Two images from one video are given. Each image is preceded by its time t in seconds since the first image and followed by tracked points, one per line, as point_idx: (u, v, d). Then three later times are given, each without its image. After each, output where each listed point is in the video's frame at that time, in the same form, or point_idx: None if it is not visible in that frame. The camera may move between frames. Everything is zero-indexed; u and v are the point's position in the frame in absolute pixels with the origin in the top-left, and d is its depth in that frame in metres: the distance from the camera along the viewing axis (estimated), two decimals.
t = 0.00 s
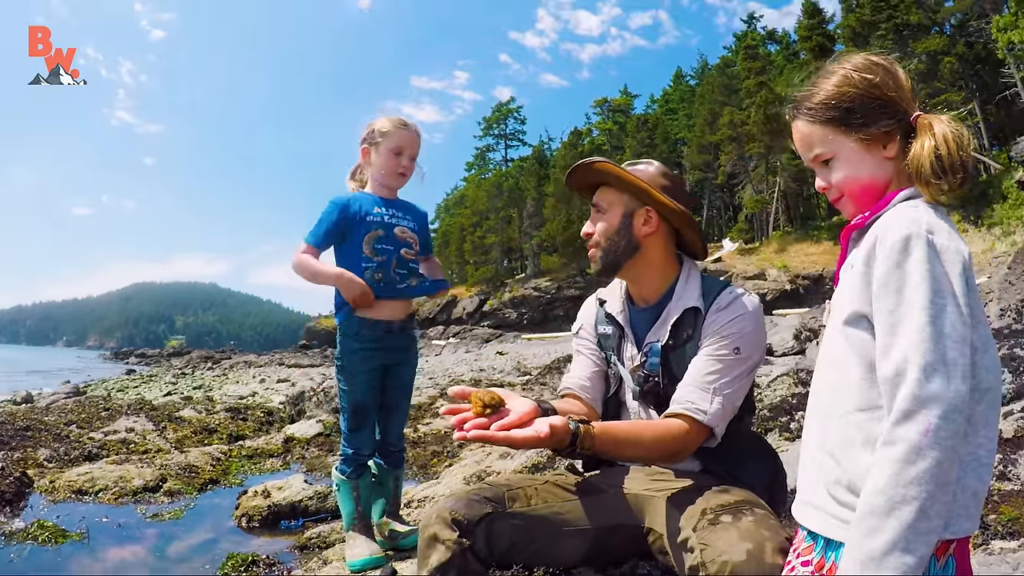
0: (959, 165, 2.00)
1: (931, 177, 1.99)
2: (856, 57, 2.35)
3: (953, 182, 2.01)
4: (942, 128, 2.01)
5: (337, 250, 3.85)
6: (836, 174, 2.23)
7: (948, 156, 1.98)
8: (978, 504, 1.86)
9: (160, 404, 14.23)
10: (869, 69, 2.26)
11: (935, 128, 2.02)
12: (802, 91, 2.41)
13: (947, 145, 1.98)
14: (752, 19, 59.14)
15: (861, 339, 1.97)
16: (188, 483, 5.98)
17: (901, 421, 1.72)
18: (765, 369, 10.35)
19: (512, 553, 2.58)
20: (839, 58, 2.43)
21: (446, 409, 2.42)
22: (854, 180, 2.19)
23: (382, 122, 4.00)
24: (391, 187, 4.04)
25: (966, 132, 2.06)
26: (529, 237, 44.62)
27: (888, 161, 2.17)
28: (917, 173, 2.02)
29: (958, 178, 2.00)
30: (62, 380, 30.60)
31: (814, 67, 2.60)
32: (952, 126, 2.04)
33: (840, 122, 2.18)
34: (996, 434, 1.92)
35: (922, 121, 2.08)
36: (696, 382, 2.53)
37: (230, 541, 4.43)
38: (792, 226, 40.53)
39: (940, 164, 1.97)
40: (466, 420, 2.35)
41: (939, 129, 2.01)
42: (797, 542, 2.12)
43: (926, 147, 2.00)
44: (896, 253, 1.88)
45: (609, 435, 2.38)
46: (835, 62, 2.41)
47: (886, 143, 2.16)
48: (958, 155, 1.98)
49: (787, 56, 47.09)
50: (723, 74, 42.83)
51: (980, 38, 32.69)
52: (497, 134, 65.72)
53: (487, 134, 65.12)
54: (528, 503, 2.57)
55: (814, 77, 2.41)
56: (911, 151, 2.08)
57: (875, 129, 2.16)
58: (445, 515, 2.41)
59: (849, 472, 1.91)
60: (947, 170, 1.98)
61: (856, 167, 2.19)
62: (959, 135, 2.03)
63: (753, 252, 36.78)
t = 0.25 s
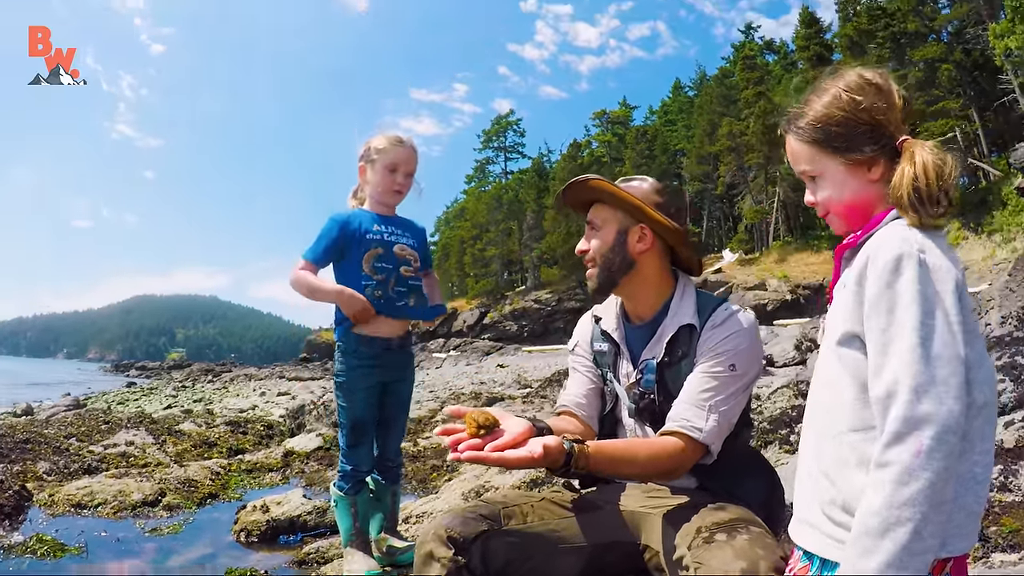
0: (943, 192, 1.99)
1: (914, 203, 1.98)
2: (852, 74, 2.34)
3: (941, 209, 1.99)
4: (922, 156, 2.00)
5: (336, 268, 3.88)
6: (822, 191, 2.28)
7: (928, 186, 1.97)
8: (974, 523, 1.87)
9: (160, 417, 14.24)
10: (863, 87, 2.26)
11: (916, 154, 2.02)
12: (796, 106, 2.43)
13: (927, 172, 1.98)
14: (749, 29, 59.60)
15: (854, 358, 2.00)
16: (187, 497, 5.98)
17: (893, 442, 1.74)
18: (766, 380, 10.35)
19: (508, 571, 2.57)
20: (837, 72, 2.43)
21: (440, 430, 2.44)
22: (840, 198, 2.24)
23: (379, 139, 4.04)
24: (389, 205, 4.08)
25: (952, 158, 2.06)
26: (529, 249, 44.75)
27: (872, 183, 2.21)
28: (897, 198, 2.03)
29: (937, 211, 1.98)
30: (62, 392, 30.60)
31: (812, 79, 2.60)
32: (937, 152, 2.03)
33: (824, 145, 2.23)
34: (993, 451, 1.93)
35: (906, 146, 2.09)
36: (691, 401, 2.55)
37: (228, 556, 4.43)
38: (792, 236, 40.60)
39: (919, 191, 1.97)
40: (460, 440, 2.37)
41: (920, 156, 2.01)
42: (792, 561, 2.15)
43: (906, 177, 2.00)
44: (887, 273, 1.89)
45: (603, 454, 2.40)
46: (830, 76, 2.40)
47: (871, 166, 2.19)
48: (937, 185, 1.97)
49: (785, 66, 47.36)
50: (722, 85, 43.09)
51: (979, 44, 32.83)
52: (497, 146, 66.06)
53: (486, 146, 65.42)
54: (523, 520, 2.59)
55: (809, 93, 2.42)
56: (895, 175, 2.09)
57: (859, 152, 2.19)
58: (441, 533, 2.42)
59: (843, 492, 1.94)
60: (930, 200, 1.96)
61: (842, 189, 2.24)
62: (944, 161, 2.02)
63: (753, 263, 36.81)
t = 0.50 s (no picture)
0: (927, 217, 1.99)
1: (898, 226, 1.99)
2: (848, 93, 2.34)
3: (927, 233, 1.99)
4: (907, 180, 2.00)
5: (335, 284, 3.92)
6: (812, 207, 2.33)
7: (910, 211, 1.98)
8: (964, 540, 1.88)
9: (160, 431, 14.26)
10: (857, 107, 2.27)
11: (901, 177, 2.03)
12: (792, 122, 2.46)
13: (910, 196, 1.99)
14: (748, 41, 60.06)
15: (842, 377, 2.02)
16: (186, 511, 5.99)
17: (878, 461, 1.77)
18: (766, 392, 10.37)
19: None
20: (835, 89, 2.44)
21: (433, 450, 2.46)
22: (828, 217, 2.29)
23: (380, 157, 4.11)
24: (387, 221, 4.13)
25: (939, 181, 2.05)
26: (529, 261, 44.86)
27: (861, 202, 2.24)
28: (881, 221, 2.04)
29: (919, 237, 1.98)
30: (62, 405, 30.59)
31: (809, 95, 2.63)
32: (923, 175, 2.03)
33: (816, 165, 2.27)
34: (982, 468, 1.94)
35: (894, 168, 2.09)
36: (685, 418, 2.57)
37: (226, 570, 4.44)
38: (792, 247, 40.70)
39: (901, 215, 1.98)
40: (454, 460, 2.40)
41: (905, 180, 2.01)
42: None
43: (890, 201, 2.01)
44: (873, 293, 1.93)
45: (596, 472, 2.42)
46: (826, 96, 2.41)
47: (859, 186, 2.22)
48: (920, 209, 1.97)
49: (783, 77, 47.65)
50: (721, 97, 43.37)
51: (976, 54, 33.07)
52: (497, 159, 66.39)
53: (486, 159, 65.75)
54: (517, 536, 2.60)
55: (804, 110, 2.45)
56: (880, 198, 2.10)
57: (846, 171, 2.22)
58: (436, 549, 2.43)
59: (831, 510, 1.96)
60: (912, 225, 1.97)
61: (832, 208, 2.27)
62: (929, 185, 2.03)
63: (753, 274, 36.84)
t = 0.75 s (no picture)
0: (913, 240, 2.02)
1: (883, 247, 2.02)
2: (845, 114, 2.35)
3: (913, 254, 2.01)
4: (891, 206, 2.03)
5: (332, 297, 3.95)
6: (803, 224, 2.36)
7: (894, 237, 1.99)
8: (953, 558, 1.90)
9: (158, 442, 14.24)
10: (851, 127, 2.30)
11: (888, 201, 2.05)
12: (786, 142, 2.50)
13: (895, 219, 2.01)
14: (746, 54, 60.50)
15: (829, 397, 2.05)
16: (182, 523, 5.99)
17: (865, 481, 1.79)
18: (763, 404, 10.37)
19: None
20: (831, 109, 2.47)
21: (425, 467, 2.46)
22: (819, 235, 2.32)
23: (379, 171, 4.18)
24: (385, 236, 4.19)
25: (926, 204, 2.08)
26: (529, 273, 44.92)
27: (852, 223, 2.26)
28: (867, 243, 2.06)
29: (906, 260, 2.00)
30: (60, 415, 30.50)
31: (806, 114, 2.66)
32: (910, 199, 2.04)
33: (807, 185, 2.31)
34: (970, 488, 1.96)
35: (883, 192, 2.11)
36: (678, 435, 2.59)
37: None
38: (792, 259, 40.78)
39: (887, 237, 2.00)
40: (446, 477, 2.42)
41: (890, 204, 2.03)
42: None
43: (874, 225, 2.03)
44: (860, 314, 1.95)
45: (589, 490, 2.44)
46: (823, 116, 2.43)
47: (848, 207, 2.25)
48: (903, 236, 1.99)
49: (782, 89, 47.93)
50: (719, 109, 43.61)
51: (974, 66, 33.26)
52: (496, 171, 66.69)
53: (486, 170, 66.02)
54: (511, 553, 2.60)
55: (801, 128, 2.48)
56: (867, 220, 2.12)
57: (836, 191, 2.25)
58: (428, 565, 2.43)
59: (819, 530, 1.97)
60: (898, 247, 1.99)
61: (821, 227, 2.31)
62: (915, 208, 2.04)
63: (753, 286, 36.87)
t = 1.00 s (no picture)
0: (903, 252, 2.03)
1: (873, 260, 2.03)
2: (840, 126, 2.37)
3: (902, 267, 2.02)
4: (881, 219, 2.05)
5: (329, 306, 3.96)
6: (794, 234, 2.38)
7: (883, 248, 2.02)
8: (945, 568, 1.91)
9: (153, 450, 14.19)
10: (843, 139, 2.32)
11: (878, 214, 2.07)
12: (781, 151, 2.52)
13: (884, 233, 2.03)
14: (743, 64, 60.94)
15: (820, 408, 2.07)
16: (177, 532, 5.97)
17: (856, 492, 1.81)
18: (759, 414, 10.39)
19: None
20: (826, 120, 2.49)
21: (417, 475, 2.47)
22: (810, 245, 2.33)
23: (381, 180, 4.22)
24: (384, 244, 4.21)
25: (916, 217, 2.09)
26: (526, 282, 44.94)
27: (842, 234, 2.28)
28: (856, 255, 2.08)
29: (896, 272, 2.01)
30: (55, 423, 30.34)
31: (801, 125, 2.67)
32: (898, 212, 2.06)
33: (798, 194, 2.32)
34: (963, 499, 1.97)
35: (872, 204, 2.13)
36: (671, 444, 2.60)
37: None
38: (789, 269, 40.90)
39: (874, 252, 2.02)
40: (437, 485, 2.42)
41: (879, 217, 2.05)
42: None
43: (863, 237, 2.06)
44: (852, 326, 1.97)
45: (582, 499, 2.45)
46: (819, 126, 2.45)
47: (839, 218, 2.26)
48: (892, 248, 2.01)
49: (780, 100, 48.20)
50: (717, 119, 43.80)
51: (970, 78, 33.49)
52: (494, 180, 66.90)
53: (484, 179, 66.23)
54: (505, 562, 2.60)
55: (796, 137, 2.50)
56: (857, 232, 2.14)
57: (827, 203, 2.26)
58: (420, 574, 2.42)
59: (811, 540, 1.99)
60: (886, 260, 2.01)
61: (811, 237, 2.32)
62: (905, 221, 2.05)
63: (750, 295, 36.98)
